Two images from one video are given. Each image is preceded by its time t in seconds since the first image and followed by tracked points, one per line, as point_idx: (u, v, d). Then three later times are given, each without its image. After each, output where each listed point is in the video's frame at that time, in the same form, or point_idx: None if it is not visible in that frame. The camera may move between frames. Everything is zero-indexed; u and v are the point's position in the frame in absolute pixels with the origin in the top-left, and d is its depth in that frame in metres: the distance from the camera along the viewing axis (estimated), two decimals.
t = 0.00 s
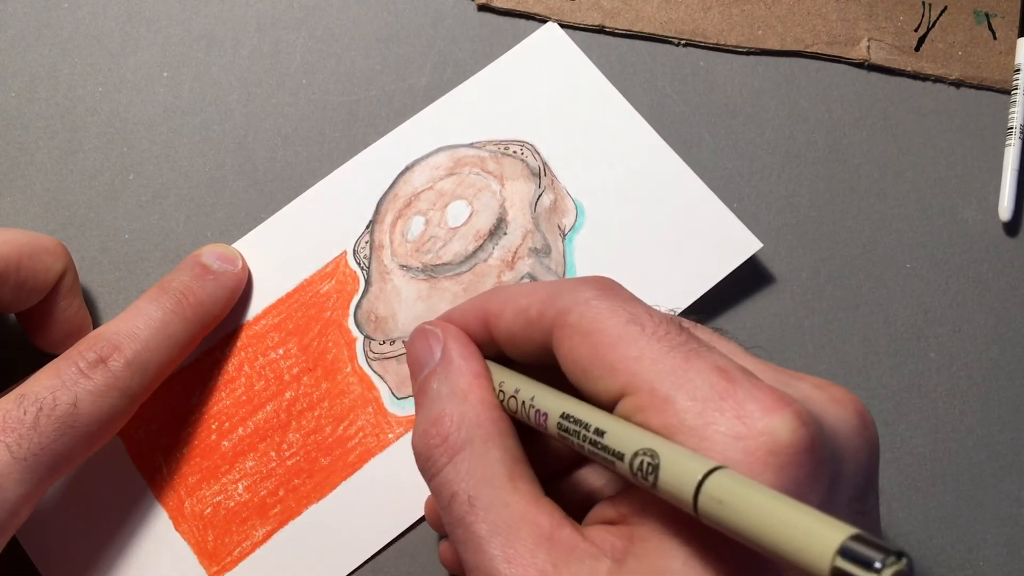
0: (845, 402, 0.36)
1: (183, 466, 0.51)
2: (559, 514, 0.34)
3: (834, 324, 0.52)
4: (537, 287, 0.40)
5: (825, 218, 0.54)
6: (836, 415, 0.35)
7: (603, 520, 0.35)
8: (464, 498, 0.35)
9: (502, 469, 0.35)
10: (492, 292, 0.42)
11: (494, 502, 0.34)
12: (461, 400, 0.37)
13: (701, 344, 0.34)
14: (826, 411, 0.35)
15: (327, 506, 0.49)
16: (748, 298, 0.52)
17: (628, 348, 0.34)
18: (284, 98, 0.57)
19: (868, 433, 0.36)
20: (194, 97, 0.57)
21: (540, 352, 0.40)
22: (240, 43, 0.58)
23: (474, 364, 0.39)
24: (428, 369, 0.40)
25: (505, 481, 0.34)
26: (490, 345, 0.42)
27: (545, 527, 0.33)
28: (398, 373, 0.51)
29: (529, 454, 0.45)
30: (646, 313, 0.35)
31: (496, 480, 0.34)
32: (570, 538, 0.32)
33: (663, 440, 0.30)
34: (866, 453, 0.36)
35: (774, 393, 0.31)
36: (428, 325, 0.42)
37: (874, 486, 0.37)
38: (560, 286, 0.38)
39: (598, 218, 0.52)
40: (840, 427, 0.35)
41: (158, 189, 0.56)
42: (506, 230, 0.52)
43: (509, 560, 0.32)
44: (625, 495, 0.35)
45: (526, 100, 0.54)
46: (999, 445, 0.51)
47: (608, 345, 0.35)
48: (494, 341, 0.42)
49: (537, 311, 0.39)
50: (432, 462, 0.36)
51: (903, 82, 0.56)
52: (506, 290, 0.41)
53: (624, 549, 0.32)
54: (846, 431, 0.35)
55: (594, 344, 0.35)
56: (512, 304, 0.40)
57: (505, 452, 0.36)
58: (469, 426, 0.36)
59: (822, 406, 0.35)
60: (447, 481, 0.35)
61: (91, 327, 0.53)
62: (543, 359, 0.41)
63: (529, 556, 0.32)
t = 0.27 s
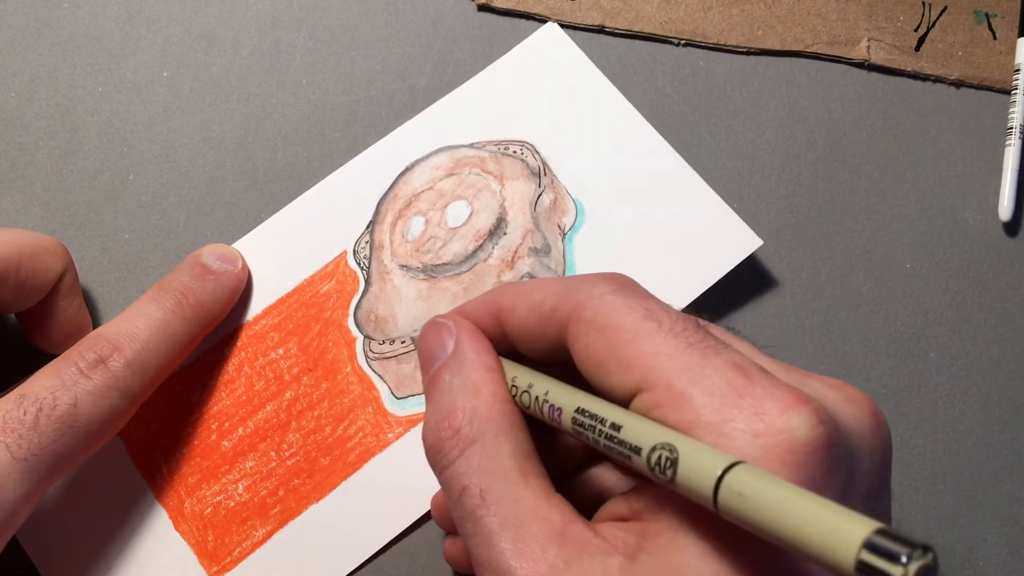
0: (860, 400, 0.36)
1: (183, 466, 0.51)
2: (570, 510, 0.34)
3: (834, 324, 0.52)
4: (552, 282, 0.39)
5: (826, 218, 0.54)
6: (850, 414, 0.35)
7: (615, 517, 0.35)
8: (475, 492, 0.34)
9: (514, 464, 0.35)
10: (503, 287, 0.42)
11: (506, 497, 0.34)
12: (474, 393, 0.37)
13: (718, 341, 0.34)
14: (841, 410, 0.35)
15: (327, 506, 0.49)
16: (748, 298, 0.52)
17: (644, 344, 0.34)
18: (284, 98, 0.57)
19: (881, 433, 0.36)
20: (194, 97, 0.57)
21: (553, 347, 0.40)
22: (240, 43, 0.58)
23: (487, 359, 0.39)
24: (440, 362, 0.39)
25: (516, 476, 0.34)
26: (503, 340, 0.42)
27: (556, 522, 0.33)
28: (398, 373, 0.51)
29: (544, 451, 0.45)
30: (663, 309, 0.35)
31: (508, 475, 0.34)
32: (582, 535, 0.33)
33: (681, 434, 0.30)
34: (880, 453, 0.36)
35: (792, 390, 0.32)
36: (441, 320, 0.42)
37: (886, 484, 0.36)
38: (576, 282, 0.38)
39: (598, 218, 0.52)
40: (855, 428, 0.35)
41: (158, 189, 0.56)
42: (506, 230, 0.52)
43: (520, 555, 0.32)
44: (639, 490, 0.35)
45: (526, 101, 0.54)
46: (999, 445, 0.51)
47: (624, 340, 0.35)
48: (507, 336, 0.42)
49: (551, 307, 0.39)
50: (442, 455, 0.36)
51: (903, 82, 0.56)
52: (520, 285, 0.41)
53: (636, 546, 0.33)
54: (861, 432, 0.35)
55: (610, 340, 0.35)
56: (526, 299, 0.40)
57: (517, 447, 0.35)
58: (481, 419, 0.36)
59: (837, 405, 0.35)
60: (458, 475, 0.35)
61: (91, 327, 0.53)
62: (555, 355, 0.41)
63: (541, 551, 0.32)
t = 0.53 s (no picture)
0: (872, 406, 0.36)
1: (183, 466, 0.51)
2: (579, 515, 0.34)
3: (834, 324, 0.52)
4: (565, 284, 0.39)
5: (826, 218, 0.54)
6: (864, 421, 0.35)
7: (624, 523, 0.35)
8: (483, 495, 0.34)
9: (524, 469, 0.35)
10: (514, 287, 0.42)
11: (515, 501, 0.34)
12: (484, 396, 0.37)
13: (733, 347, 0.34)
14: (856, 417, 0.35)
15: (327, 506, 0.49)
16: (748, 298, 0.52)
17: (658, 349, 0.34)
18: (284, 98, 0.57)
19: (895, 439, 0.36)
20: (194, 97, 0.57)
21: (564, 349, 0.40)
22: (240, 43, 0.58)
23: (496, 358, 0.39)
24: (449, 360, 0.39)
25: (525, 481, 0.34)
26: (511, 340, 0.42)
27: (565, 527, 0.33)
28: (398, 373, 0.51)
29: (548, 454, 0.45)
30: (677, 314, 0.35)
31: (518, 480, 0.34)
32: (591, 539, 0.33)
33: (701, 443, 0.29)
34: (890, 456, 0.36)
35: (808, 399, 0.32)
36: (451, 317, 0.41)
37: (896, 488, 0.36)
38: (588, 284, 0.38)
39: (598, 218, 0.52)
40: (869, 434, 0.35)
41: (158, 189, 0.56)
42: (506, 230, 0.52)
43: (528, 559, 0.32)
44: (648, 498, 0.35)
45: (526, 101, 0.54)
46: (999, 445, 0.51)
47: (637, 344, 0.35)
48: (515, 336, 0.42)
49: (564, 309, 0.39)
50: (448, 457, 0.36)
51: (903, 82, 0.56)
52: (532, 285, 0.41)
53: (647, 553, 0.33)
54: (874, 436, 0.35)
55: (625, 344, 0.35)
56: (537, 300, 0.40)
57: (526, 450, 0.35)
58: (490, 421, 0.36)
59: (851, 412, 0.35)
60: (465, 476, 0.35)
61: (91, 327, 0.53)
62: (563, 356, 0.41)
63: (551, 556, 0.32)
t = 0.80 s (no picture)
0: (833, 404, 0.36)
1: (183, 466, 0.51)
2: (550, 524, 0.34)
3: (834, 324, 0.52)
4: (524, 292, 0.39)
5: (826, 218, 0.54)
6: (823, 418, 0.35)
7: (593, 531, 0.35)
8: (455, 511, 0.35)
9: (493, 481, 0.35)
10: (476, 298, 0.42)
11: (485, 514, 0.34)
12: (451, 412, 0.37)
13: (686, 352, 0.34)
14: (814, 416, 0.35)
15: (327, 506, 0.49)
16: (748, 299, 0.52)
17: (615, 358, 0.34)
18: (285, 98, 0.57)
19: (857, 436, 0.36)
20: (195, 97, 0.57)
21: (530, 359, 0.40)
22: (240, 43, 0.58)
23: (462, 375, 0.39)
24: (415, 379, 0.39)
25: (496, 492, 0.35)
26: (475, 352, 0.42)
27: (536, 537, 0.33)
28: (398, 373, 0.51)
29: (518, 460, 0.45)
30: (631, 322, 0.35)
31: (487, 491, 0.35)
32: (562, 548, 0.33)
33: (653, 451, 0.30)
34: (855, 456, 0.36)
35: (761, 400, 0.32)
36: (414, 335, 0.41)
37: (862, 486, 0.36)
38: (546, 294, 0.38)
39: (598, 218, 0.52)
40: (830, 434, 0.35)
41: (158, 189, 0.56)
42: (506, 230, 0.52)
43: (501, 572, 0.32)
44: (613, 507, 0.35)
45: (525, 101, 0.54)
46: (1000, 445, 0.51)
47: (595, 355, 0.35)
48: (478, 348, 0.42)
49: (523, 320, 0.38)
50: (422, 475, 0.36)
51: (903, 82, 0.56)
52: (492, 297, 0.41)
53: (615, 560, 0.33)
54: (834, 436, 0.35)
55: (583, 354, 0.35)
56: (497, 311, 0.40)
57: (496, 463, 0.36)
58: (459, 438, 0.36)
59: (811, 411, 0.35)
60: (438, 494, 0.35)
61: (91, 327, 0.53)
62: (525, 365, 0.41)
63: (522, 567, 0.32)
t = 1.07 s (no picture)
0: (837, 401, 0.36)
1: (183, 466, 0.51)
2: (553, 518, 0.34)
3: (834, 324, 0.52)
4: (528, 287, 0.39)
5: (825, 218, 0.54)
6: (826, 416, 0.35)
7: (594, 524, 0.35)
8: (459, 504, 0.35)
9: (497, 474, 0.35)
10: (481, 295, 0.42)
11: (489, 507, 0.34)
12: (456, 406, 0.37)
13: (690, 347, 0.34)
14: (817, 413, 0.35)
15: (327, 506, 0.49)
16: (748, 298, 0.52)
17: (619, 352, 0.34)
18: (284, 98, 0.57)
19: (860, 434, 0.36)
20: (194, 97, 0.57)
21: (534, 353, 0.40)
22: (240, 43, 0.58)
23: (467, 370, 0.39)
24: (421, 374, 0.40)
25: (500, 486, 0.35)
26: (481, 348, 0.42)
27: (540, 531, 0.33)
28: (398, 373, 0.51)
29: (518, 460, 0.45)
30: (635, 317, 0.36)
31: (490, 485, 0.35)
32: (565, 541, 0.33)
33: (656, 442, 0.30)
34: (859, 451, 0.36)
35: (764, 392, 0.32)
36: (420, 330, 0.42)
37: (863, 483, 0.36)
38: (551, 290, 0.38)
39: (598, 218, 0.52)
40: (832, 431, 0.35)
41: (158, 189, 0.56)
42: (506, 230, 0.52)
43: (503, 565, 0.33)
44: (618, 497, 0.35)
45: (525, 101, 0.54)
46: (999, 445, 0.51)
47: (599, 349, 0.35)
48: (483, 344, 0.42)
49: (528, 315, 0.38)
50: (427, 469, 0.37)
51: (903, 82, 0.56)
52: (497, 294, 0.41)
53: (618, 553, 0.33)
54: (837, 432, 0.35)
55: (586, 347, 0.35)
56: (502, 306, 0.40)
57: (499, 457, 0.36)
58: (463, 432, 0.37)
59: (814, 408, 0.35)
60: (442, 488, 0.36)
61: (91, 327, 0.53)
62: (531, 362, 0.41)
63: (523, 562, 0.32)
